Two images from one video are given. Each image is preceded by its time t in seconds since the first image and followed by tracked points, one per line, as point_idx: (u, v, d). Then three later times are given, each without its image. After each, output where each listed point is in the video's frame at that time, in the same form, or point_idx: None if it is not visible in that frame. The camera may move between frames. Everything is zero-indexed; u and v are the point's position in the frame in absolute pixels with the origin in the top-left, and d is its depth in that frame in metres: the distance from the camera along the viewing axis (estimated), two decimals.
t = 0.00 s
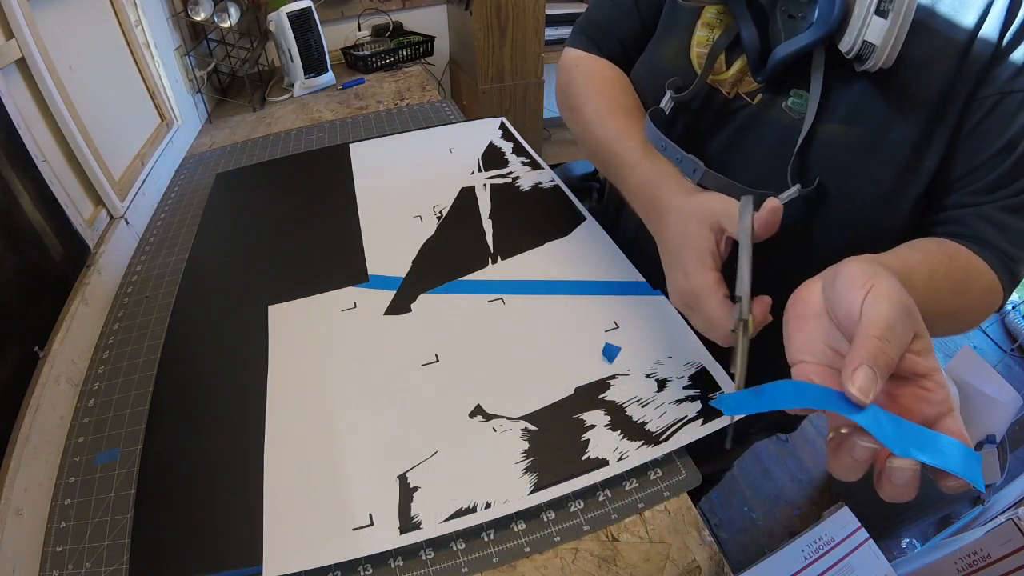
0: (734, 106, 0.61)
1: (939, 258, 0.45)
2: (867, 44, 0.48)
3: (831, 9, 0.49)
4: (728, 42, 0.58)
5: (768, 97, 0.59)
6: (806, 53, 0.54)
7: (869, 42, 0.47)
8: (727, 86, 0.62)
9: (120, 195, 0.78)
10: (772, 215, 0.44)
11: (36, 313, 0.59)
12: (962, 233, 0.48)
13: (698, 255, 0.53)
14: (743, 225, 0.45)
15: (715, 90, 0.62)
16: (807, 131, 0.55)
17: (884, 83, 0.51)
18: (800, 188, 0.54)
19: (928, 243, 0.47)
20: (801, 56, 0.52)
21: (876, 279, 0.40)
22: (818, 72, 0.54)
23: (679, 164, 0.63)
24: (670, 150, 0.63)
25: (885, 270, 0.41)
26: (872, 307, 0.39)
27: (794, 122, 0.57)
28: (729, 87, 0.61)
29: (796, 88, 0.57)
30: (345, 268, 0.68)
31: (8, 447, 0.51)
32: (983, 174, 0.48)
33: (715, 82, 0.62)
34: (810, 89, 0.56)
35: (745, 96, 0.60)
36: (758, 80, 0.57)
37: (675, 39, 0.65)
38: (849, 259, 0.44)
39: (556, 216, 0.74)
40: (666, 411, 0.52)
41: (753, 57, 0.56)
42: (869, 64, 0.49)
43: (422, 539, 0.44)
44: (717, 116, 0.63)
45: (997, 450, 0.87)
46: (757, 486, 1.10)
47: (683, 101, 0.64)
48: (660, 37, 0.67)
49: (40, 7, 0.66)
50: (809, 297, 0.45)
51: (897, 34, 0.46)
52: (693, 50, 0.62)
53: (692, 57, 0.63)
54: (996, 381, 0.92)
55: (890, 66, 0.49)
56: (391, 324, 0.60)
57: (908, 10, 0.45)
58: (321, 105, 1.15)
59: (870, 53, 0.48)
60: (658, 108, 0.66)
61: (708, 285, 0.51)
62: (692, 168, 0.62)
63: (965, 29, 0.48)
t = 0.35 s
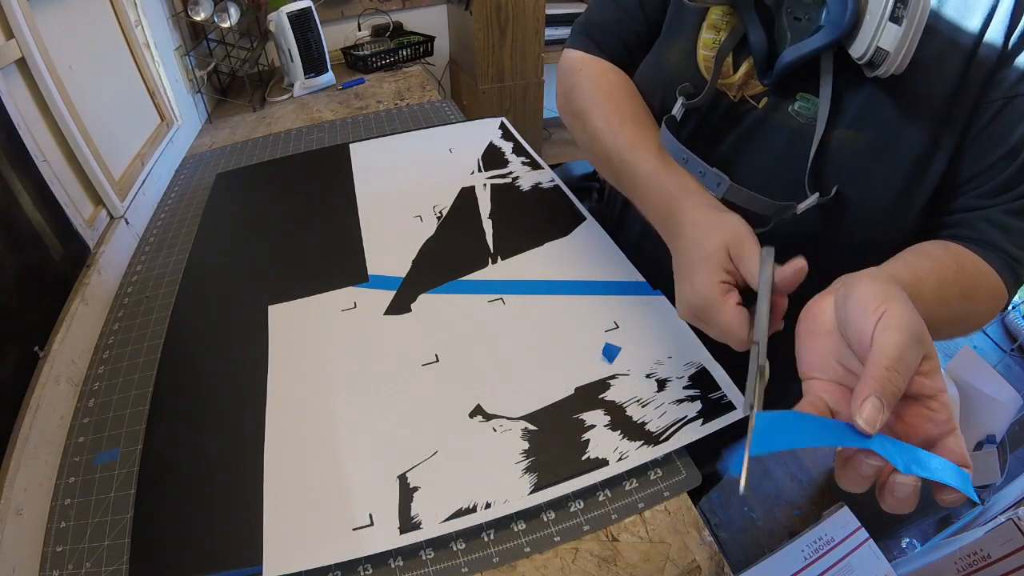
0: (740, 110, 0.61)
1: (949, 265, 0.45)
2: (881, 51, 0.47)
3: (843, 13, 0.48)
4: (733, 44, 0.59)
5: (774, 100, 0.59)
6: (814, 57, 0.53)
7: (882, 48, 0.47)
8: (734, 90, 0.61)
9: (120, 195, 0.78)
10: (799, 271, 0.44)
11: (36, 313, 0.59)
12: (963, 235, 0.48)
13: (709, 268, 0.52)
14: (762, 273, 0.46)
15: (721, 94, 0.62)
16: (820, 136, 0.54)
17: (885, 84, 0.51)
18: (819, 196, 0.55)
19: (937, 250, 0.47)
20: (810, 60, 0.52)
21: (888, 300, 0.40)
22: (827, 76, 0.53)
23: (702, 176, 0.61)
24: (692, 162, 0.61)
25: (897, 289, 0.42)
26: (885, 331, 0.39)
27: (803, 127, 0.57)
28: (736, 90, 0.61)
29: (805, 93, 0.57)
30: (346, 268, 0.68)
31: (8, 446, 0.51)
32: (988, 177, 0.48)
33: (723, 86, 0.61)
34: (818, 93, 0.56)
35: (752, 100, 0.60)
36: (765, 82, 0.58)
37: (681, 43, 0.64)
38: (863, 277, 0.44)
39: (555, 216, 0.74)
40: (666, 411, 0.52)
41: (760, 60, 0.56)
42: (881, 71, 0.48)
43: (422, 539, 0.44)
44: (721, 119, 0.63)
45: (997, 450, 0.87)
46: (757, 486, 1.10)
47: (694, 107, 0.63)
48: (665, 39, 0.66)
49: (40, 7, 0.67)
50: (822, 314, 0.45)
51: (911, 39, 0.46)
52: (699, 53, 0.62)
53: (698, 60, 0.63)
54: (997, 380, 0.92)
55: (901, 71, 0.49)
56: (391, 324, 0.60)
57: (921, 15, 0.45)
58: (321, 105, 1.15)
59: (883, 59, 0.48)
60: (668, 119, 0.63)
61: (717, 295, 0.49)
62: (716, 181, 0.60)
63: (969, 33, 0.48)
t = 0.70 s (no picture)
0: (743, 113, 0.61)
1: (978, 283, 0.45)
2: (887, 53, 0.47)
3: (848, 16, 0.47)
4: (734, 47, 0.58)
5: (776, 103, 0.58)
6: (817, 60, 0.53)
7: (888, 50, 0.47)
8: (735, 93, 0.61)
9: (120, 195, 0.78)
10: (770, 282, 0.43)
11: (36, 313, 0.59)
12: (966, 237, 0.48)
13: (671, 293, 0.49)
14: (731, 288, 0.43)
15: (723, 96, 0.62)
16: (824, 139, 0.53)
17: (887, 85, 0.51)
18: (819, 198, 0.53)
19: (962, 270, 0.47)
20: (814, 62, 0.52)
21: (899, 338, 0.39)
22: (831, 78, 0.52)
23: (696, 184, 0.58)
24: (685, 170, 0.57)
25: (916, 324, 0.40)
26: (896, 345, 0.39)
27: (807, 132, 0.57)
28: (737, 93, 0.61)
29: (810, 97, 0.57)
30: (346, 268, 0.68)
31: (8, 446, 0.51)
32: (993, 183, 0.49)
33: (724, 89, 0.61)
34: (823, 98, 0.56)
35: (754, 103, 0.60)
36: (768, 86, 0.58)
37: (683, 45, 0.64)
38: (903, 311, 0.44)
39: (555, 216, 0.74)
40: (666, 411, 0.52)
41: (763, 63, 0.56)
42: (887, 73, 0.48)
43: (422, 539, 0.44)
44: (723, 123, 0.63)
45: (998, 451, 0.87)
46: (757, 487, 1.11)
47: (691, 111, 0.62)
48: (663, 42, 0.66)
49: (40, 7, 0.66)
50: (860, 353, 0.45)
51: (918, 38, 0.46)
52: (700, 56, 0.62)
53: (697, 62, 0.63)
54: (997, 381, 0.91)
55: (907, 73, 0.48)
56: (392, 325, 0.60)
57: (927, 18, 0.45)
58: (322, 105, 1.15)
59: (889, 62, 0.47)
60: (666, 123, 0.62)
61: (683, 325, 0.47)
62: (711, 188, 0.57)
63: (976, 38, 0.48)
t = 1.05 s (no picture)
0: (729, 107, 0.61)
1: (1002, 285, 0.42)
2: (872, 41, 0.47)
3: (834, 8, 0.48)
4: (729, 46, 0.60)
5: (768, 99, 0.59)
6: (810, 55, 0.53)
7: (873, 39, 0.47)
8: (720, 87, 0.62)
9: (120, 195, 0.78)
10: (708, 186, 0.50)
11: (36, 313, 0.59)
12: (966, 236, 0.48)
13: (610, 218, 0.55)
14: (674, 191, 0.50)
15: (711, 91, 0.62)
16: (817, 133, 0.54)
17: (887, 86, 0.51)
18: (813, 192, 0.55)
19: (984, 277, 0.44)
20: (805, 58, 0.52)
21: (913, 296, 0.39)
22: (824, 73, 0.53)
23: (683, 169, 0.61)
24: (673, 156, 0.61)
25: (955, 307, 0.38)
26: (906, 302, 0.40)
27: (801, 130, 0.57)
28: (722, 87, 0.61)
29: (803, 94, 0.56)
30: (346, 268, 0.68)
31: (8, 446, 0.51)
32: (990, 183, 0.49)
33: (714, 84, 0.62)
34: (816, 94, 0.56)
35: (742, 97, 0.60)
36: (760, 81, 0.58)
37: (672, 43, 0.65)
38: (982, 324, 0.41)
39: (555, 216, 0.74)
40: (666, 411, 0.52)
41: (755, 59, 0.56)
42: (873, 63, 0.48)
43: (422, 539, 0.44)
44: (717, 122, 0.62)
45: (998, 450, 0.86)
46: (757, 486, 1.11)
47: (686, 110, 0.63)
48: (656, 41, 0.67)
49: (40, 7, 0.66)
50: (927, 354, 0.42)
51: (902, 29, 0.45)
52: (687, 53, 0.63)
53: (685, 59, 0.64)
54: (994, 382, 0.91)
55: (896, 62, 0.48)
56: (392, 325, 0.60)
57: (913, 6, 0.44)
58: (322, 105, 1.15)
59: (874, 51, 0.47)
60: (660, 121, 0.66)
61: (622, 244, 0.53)
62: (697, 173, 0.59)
63: (975, 38, 0.48)
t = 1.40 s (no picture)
0: (721, 102, 0.61)
1: (1000, 282, 0.42)
2: (851, 31, 0.48)
3: (817, 3, 0.49)
4: (722, 42, 0.60)
5: (758, 93, 0.59)
6: (797, 48, 0.54)
7: (852, 28, 0.48)
8: (713, 82, 0.62)
9: (120, 195, 0.78)
10: (678, 156, 0.58)
11: (36, 313, 0.59)
12: (966, 235, 0.48)
13: (583, 185, 0.59)
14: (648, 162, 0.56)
15: (704, 86, 0.63)
16: (802, 126, 0.55)
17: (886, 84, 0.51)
18: (790, 180, 0.54)
19: (978, 272, 0.43)
20: (790, 52, 0.52)
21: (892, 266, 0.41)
22: (810, 66, 0.53)
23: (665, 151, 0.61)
24: (655, 138, 0.62)
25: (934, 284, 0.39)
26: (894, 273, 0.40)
27: (790, 124, 0.57)
28: (715, 81, 0.62)
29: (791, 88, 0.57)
30: (345, 268, 0.68)
31: (8, 446, 0.51)
32: (977, 184, 0.48)
33: (706, 79, 0.62)
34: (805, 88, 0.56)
35: (734, 92, 0.60)
36: (750, 76, 0.58)
37: (668, 40, 0.65)
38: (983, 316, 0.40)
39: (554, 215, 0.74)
40: (666, 411, 0.52)
41: (745, 54, 0.57)
42: (854, 53, 0.49)
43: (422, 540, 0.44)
44: (710, 118, 0.62)
45: (997, 450, 0.87)
46: (757, 486, 1.11)
47: (677, 103, 0.64)
48: (654, 39, 0.67)
49: (40, 7, 0.66)
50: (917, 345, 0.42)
51: (880, 20, 0.46)
52: (682, 48, 0.63)
53: (679, 55, 0.64)
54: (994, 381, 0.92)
55: (876, 54, 0.49)
56: (392, 325, 0.60)
57: None
58: (322, 105, 1.15)
59: (854, 41, 0.48)
60: (650, 112, 0.68)
61: (592, 207, 0.57)
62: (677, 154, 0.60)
63: (968, 31, 0.49)
